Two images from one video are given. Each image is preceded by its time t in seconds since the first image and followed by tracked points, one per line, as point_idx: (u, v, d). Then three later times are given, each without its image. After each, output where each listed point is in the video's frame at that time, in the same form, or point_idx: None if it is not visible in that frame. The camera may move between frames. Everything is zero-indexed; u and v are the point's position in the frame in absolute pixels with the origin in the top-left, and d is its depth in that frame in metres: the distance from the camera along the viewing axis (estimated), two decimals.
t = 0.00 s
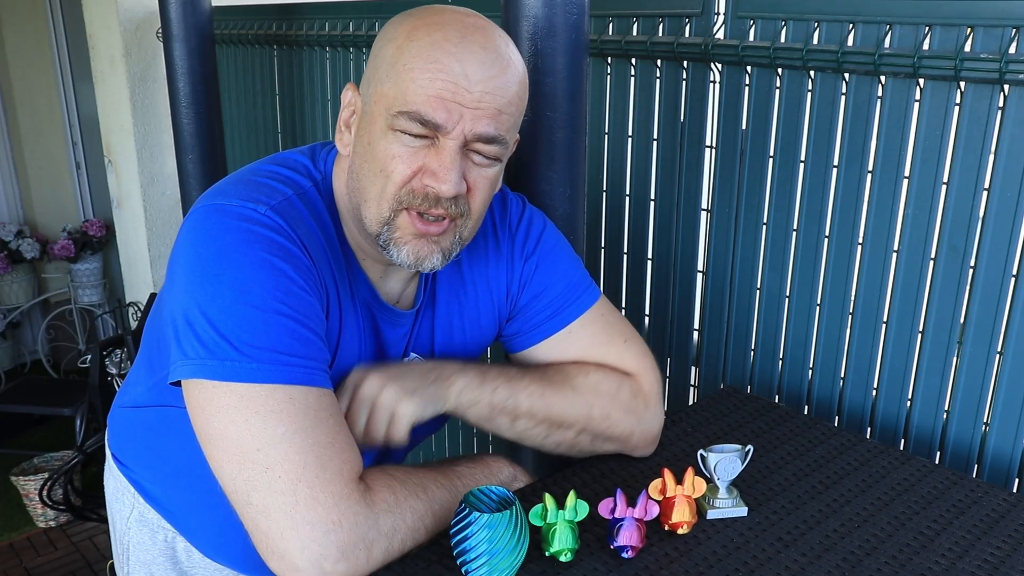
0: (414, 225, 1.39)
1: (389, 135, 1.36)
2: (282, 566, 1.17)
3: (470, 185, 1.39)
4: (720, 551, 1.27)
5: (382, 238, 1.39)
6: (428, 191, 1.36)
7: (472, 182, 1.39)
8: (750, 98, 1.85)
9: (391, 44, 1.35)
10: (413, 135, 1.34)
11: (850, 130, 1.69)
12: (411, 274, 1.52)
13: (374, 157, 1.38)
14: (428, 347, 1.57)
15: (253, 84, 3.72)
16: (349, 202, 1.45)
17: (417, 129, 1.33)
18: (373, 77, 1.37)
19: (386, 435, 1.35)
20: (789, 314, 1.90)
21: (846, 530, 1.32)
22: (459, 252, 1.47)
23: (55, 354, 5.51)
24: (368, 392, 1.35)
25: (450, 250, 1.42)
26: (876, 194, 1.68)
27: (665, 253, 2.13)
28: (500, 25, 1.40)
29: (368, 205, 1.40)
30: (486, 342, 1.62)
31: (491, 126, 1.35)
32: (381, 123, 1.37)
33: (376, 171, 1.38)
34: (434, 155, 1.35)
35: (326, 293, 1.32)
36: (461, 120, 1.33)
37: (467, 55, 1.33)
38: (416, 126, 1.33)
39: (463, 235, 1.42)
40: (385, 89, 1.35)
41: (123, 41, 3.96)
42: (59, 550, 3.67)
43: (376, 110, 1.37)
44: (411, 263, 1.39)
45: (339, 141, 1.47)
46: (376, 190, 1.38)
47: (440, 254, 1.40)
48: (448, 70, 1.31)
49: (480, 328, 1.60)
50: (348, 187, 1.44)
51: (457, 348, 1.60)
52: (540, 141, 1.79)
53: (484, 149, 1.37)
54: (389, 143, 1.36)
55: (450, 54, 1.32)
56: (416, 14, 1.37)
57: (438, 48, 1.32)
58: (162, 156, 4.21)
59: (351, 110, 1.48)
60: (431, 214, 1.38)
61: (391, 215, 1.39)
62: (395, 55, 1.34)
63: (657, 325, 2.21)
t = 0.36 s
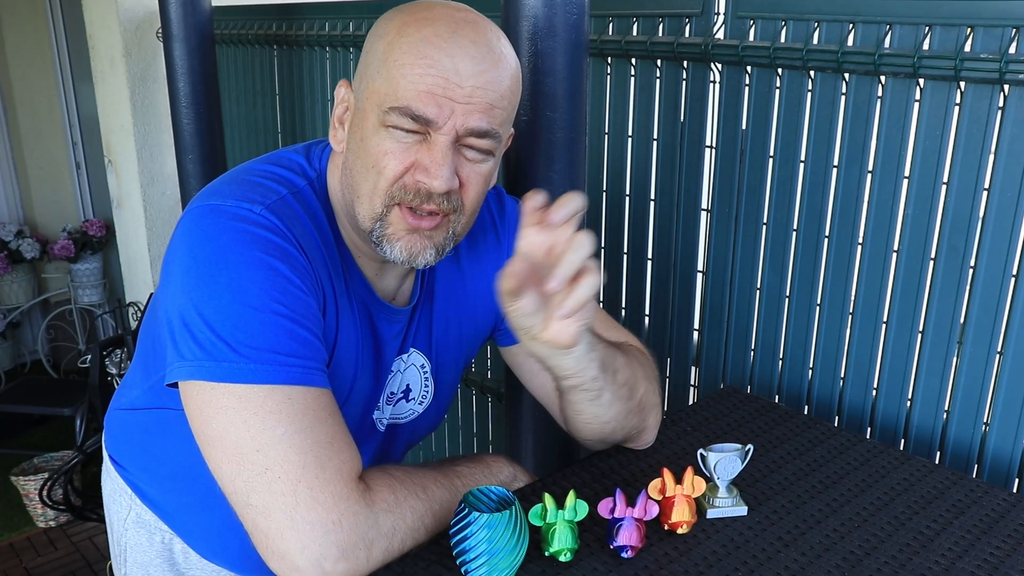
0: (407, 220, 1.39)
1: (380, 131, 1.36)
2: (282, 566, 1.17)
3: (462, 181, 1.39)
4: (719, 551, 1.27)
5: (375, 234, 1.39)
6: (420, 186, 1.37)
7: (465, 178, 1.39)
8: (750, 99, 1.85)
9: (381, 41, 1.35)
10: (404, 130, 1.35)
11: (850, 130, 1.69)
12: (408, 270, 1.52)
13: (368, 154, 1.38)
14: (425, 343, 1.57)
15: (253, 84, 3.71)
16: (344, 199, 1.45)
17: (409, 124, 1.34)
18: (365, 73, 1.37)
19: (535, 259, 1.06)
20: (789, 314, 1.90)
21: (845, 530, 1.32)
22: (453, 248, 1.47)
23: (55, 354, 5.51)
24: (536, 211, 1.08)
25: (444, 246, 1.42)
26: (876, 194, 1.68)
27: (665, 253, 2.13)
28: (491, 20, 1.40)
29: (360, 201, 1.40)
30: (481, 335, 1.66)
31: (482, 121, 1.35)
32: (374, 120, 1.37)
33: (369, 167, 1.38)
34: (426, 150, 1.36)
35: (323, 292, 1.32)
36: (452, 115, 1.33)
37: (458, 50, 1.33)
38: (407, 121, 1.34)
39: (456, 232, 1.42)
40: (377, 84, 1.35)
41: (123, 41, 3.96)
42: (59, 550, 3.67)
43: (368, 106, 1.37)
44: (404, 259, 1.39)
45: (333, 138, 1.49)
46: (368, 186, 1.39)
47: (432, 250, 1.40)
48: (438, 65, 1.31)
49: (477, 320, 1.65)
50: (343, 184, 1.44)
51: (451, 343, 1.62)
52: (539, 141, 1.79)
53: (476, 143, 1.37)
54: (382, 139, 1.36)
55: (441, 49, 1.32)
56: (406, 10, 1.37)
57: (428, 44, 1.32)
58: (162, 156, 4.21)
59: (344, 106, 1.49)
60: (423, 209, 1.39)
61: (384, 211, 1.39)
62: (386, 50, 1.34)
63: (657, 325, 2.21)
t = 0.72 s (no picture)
0: (415, 222, 1.39)
1: (394, 130, 1.36)
2: (283, 567, 1.17)
3: (471, 183, 1.39)
4: (719, 551, 1.27)
5: (382, 233, 1.39)
6: (430, 186, 1.37)
7: (474, 180, 1.39)
8: (750, 99, 1.85)
9: (396, 42, 1.36)
10: (417, 129, 1.35)
11: (850, 130, 1.69)
12: (409, 270, 1.54)
13: (378, 152, 1.38)
14: (425, 343, 1.58)
15: (253, 83, 3.71)
16: (350, 199, 1.46)
17: (421, 124, 1.34)
18: (379, 73, 1.38)
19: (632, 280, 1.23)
20: (789, 314, 1.90)
21: (846, 530, 1.32)
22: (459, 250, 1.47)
23: (55, 354, 5.51)
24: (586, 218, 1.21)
25: (451, 247, 1.42)
26: (876, 193, 1.68)
27: (666, 253, 2.13)
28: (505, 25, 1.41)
29: (369, 199, 1.40)
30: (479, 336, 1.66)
31: (495, 123, 1.35)
32: (386, 119, 1.37)
33: (380, 165, 1.38)
34: (437, 151, 1.36)
35: (328, 293, 1.32)
36: (464, 117, 1.33)
37: (472, 53, 1.33)
38: (421, 121, 1.34)
39: (463, 233, 1.42)
40: (389, 84, 1.35)
41: (123, 41, 3.96)
42: (59, 550, 3.67)
43: (381, 105, 1.37)
44: (410, 259, 1.39)
45: (342, 137, 1.48)
46: (378, 184, 1.39)
47: (438, 251, 1.40)
48: (452, 67, 1.31)
49: (475, 322, 1.65)
50: (351, 183, 1.45)
51: (452, 342, 1.62)
52: (540, 141, 1.79)
53: (487, 145, 1.37)
54: (395, 138, 1.36)
55: (455, 52, 1.32)
56: (423, 12, 1.38)
57: (443, 46, 1.32)
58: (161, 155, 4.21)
59: (355, 107, 1.49)
60: (432, 208, 1.39)
61: (393, 209, 1.39)
62: (401, 51, 1.34)
63: (657, 325, 2.21)
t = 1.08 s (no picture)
0: (412, 221, 1.39)
1: (390, 130, 1.36)
2: (282, 567, 1.17)
3: (467, 183, 1.39)
4: (719, 551, 1.27)
5: (380, 233, 1.39)
6: (426, 187, 1.37)
7: (470, 180, 1.39)
8: (750, 99, 1.85)
9: (392, 42, 1.36)
10: (413, 129, 1.35)
11: (850, 130, 1.69)
12: (407, 271, 1.54)
13: (374, 153, 1.38)
14: (423, 343, 1.58)
15: (253, 83, 3.71)
16: (347, 199, 1.45)
17: (417, 123, 1.34)
18: (375, 74, 1.38)
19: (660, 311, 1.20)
20: (789, 314, 1.90)
21: (845, 530, 1.32)
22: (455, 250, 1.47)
23: (55, 354, 5.51)
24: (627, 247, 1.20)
25: (447, 248, 1.42)
26: (876, 193, 1.68)
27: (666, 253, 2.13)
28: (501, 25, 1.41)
29: (365, 200, 1.40)
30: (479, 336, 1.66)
31: (491, 123, 1.36)
32: (382, 119, 1.37)
33: (376, 167, 1.38)
34: (433, 151, 1.36)
35: (327, 293, 1.32)
36: (460, 117, 1.33)
37: (469, 53, 1.33)
38: (417, 121, 1.34)
39: (460, 234, 1.42)
40: (386, 84, 1.35)
41: (123, 41, 3.96)
42: (59, 550, 3.67)
43: (377, 105, 1.37)
44: (406, 259, 1.39)
45: (339, 137, 1.48)
46: (374, 185, 1.39)
47: (434, 252, 1.40)
48: (448, 67, 1.32)
49: (474, 323, 1.65)
50: (348, 183, 1.44)
51: (449, 343, 1.62)
52: (540, 141, 1.79)
53: (484, 145, 1.37)
54: (391, 138, 1.36)
55: (451, 52, 1.32)
56: (419, 13, 1.38)
57: (439, 46, 1.32)
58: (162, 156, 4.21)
59: (353, 107, 1.49)
60: (428, 210, 1.39)
61: (389, 211, 1.39)
62: (398, 51, 1.34)
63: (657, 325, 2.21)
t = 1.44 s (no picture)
0: (404, 221, 1.39)
1: (379, 129, 1.37)
2: (282, 567, 1.17)
3: (459, 181, 1.39)
4: (719, 551, 1.27)
5: (372, 234, 1.39)
6: (417, 186, 1.37)
7: (461, 178, 1.39)
8: (750, 99, 1.85)
9: (382, 41, 1.36)
10: (403, 128, 1.35)
11: (850, 129, 1.69)
12: (404, 271, 1.52)
13: (365, 152, 1.38)
14: (420, 343, 1.57)
15: (253, 83, 3.71)
16: (341, 200, 1.46)
17: (407, 121, 1.34)
18: (365, 73, 1.38)
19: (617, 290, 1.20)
20: (789, 314, 1.90)
21: (845, 530, 1.32)
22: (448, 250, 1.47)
23: (55, 354, 5.51)
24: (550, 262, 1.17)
25: (440, 247, 1.42)
26: (876, 193, 1.68)
27: (666, 253, 2.13)
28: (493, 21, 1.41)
29: (358, 200, 1.40)
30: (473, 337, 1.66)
31: (481, 119, 1.35)
32: (372, 117, 1.37)
33: (367, 167, 1.38)
34: (423, 150, 1.36)
35: (323, 293, 1.32)
36: (450, 113, 1.33)
37: (457, 50, 1.33)
38: (406, 119, 1.34)
39: (453, 233, 1.42)
40: (375, 83, 1.36)
41: (123, 41, 3.96)
42: (59, 550, 3.67)
43: (367, 105, 1.38)
44: (400, 260, 1.39)
45: (332, 137, 1.49)
46: (366, 185, 1.39)
47: (427, 253, 1.40)
48: (437, 65, 1.32)
49: (468, 323, 1.64)
50: (341, 184, 1.45)
51: (444, 342, 1.62)
52: (540, 141, 1.79)
53: (475, 142, 1.37)
54: (380, 137, 1.37)
55: (440, 49, 1.32)
56: (408, 10, 1.38)
57: (427, 44, 1.33)
58: (162, 156, 4.21)
59: (345, 107, 1.49)
60: (420, 209, 1.39)
61: (381, 211, 1.39)
62: (386, 50, 1.34)
63: (657, 325, 2.21)
